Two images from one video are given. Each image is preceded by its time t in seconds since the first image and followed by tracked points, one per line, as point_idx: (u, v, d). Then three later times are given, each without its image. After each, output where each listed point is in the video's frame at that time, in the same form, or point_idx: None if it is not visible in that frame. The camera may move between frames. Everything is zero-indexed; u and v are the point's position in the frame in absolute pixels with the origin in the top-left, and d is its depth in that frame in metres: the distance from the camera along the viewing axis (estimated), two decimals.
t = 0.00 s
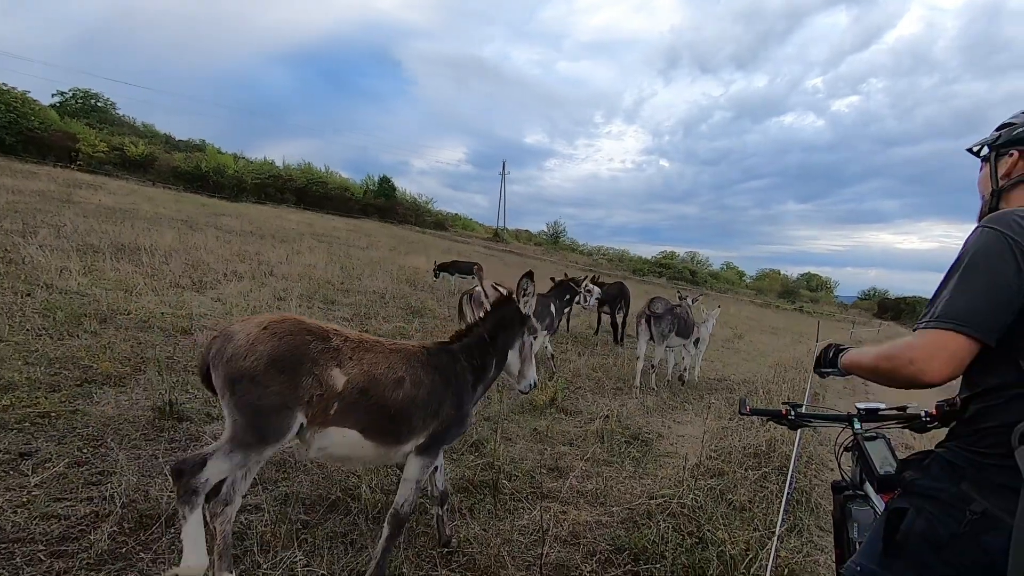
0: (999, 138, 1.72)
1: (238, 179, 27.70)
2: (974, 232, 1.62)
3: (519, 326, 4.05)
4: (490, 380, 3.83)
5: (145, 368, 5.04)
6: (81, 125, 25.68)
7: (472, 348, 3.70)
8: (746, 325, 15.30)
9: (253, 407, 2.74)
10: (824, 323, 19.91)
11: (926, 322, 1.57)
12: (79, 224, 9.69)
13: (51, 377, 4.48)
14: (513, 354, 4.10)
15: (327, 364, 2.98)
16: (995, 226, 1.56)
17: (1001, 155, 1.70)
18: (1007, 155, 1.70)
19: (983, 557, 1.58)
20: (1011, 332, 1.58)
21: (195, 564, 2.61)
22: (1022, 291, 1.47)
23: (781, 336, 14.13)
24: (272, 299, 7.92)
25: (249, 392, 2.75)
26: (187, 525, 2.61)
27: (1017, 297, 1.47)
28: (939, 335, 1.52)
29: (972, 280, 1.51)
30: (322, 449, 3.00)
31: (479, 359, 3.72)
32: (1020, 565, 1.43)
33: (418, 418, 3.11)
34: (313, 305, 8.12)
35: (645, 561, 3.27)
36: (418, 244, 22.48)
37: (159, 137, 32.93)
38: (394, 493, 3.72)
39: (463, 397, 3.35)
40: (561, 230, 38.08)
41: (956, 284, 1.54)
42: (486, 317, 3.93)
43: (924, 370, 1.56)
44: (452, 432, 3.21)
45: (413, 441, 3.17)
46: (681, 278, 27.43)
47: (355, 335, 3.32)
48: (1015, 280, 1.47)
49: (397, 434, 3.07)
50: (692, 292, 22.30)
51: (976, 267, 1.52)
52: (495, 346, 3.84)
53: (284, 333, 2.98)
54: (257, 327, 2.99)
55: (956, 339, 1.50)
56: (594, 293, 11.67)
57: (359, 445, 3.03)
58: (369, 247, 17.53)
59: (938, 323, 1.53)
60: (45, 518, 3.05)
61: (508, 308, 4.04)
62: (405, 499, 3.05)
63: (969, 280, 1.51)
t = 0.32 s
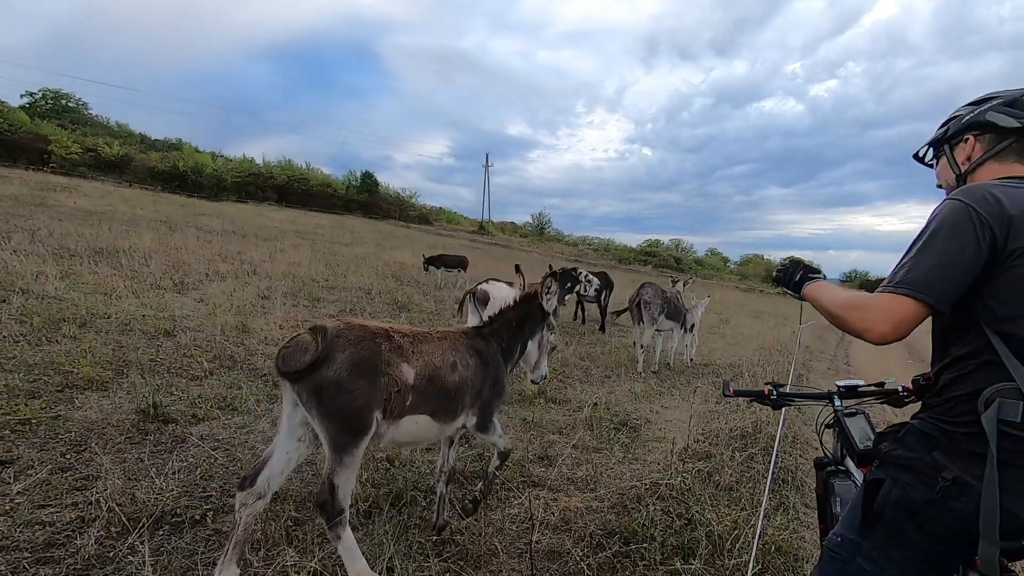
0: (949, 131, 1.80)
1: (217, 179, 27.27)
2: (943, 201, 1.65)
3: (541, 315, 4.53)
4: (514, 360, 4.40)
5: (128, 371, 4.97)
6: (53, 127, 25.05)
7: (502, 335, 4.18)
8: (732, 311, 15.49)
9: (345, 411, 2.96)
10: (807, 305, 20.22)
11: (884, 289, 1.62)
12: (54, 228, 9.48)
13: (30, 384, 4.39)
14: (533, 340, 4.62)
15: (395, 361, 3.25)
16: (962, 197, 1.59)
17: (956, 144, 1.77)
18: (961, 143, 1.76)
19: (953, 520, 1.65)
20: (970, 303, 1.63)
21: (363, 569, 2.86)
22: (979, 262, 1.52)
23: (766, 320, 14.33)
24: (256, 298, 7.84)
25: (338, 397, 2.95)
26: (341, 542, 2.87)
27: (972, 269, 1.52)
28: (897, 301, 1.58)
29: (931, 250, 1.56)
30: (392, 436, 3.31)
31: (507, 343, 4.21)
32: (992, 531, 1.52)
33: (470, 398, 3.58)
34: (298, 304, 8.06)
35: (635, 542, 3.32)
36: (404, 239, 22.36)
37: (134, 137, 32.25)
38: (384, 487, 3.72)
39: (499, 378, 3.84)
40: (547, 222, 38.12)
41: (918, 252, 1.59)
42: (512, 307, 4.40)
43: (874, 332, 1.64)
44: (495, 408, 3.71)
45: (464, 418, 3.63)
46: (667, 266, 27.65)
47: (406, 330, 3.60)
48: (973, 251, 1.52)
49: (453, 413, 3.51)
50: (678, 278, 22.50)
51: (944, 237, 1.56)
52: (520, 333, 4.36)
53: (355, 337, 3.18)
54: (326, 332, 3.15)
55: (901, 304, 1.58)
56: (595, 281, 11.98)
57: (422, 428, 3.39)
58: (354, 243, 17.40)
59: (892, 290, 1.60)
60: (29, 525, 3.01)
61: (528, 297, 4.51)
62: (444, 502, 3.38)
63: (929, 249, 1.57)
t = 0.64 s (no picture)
0: (901, 135, 1.92)
1: (197, 176, 26.83)
2: (917, 188, 1.69)
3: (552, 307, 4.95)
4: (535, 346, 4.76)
5: (111, 372, 4.90)
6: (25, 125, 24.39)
7: (524, 323, 4.55)
8: (718, 297, 15.68)
9: (423, 393, 3.13)
10: (791, 289, 20.49)
11: (903, 287, 1.61)
12: (29, 229, 9.27)
13: (8, 387, 4.31)
14: (555, 327, 4.95)
15: (460, 348, 3.47)
16: (933, 182, 1.63)
17: (911, 144, 1.87)
18: (914, 143, 1.87)
19: (932, 494, 1.68)
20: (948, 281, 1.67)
21: (361, 558, 2.85)
22: (963, 243, 1.54)
23: (751, 305, 14.52)
24: (240, 296, 7.76)
25: (418, 380, 3.12)
26: (357, 523, 2.86)
27: (961, 251, 1.54)
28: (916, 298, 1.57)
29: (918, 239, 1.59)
30: (450, 417, 3.53)
31: (528, 331, 4.57)
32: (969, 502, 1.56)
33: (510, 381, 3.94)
34: (283, 300, 8.00)
35: (626, 525, 3.36)
36: (390, 233, 22.22)
37: (110, 135, 31.52)
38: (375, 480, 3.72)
39: (528, 363, 4.22)
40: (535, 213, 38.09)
41: (911, 247, 1.62)
42: (525, 298, 4.78)
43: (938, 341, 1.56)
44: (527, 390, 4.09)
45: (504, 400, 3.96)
46: (654, 254, 27.84)
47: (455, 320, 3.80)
48: (954, 234, 1.55)
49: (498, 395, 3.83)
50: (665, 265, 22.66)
51: (927, 227, 1.60)
52: (538, 320, 4.75)
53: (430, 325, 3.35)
54: (404, 322, 3.31)
55: (931, 302, 1.55)
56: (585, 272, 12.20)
57: (476, 407, 3.67)
58: (340, 239, 17.27)
59: (910, 286, 1.60)
60: (13, 530, 2.96)
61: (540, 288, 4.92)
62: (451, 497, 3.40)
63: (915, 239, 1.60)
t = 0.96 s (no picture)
0: (867, 137, 1.99)
1: (180, 177, 26.46)
2: (884, 182, 1.71)
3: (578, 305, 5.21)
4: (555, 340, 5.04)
5: (94, 378, 4.83)
6: None
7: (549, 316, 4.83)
8: (705, 288, 15.84)
9: (466, 393, 3.43)
10: (777, 279, 20.75)
11: (870, 278, 1.64)
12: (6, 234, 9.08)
13: None
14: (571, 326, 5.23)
15: (494, 349, 3.73)
16: (899, 176, 1.66)
17: (878, 145, 1.94)
18: (881, 143, 1.93)
19: (908, 478, 1.70)
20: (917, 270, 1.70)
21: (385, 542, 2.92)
22: (928, 235, 1.56)
23: (738, 295, 14.70)
24: (226, 297, 7.69)
25: (462, 381, 3.42)
26: (387, 508, 2.98)
27: (928, 242, 1.57)
28: (881, 286, 1.60)
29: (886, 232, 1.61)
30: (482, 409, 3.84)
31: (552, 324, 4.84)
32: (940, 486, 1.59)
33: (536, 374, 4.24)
34: (269, 301, 7.93)
35: (616, 517, 3.39)
36: (378, 231, 22.11)
37: (88, 136, 30.93)
38: (365, 479, 3.71)
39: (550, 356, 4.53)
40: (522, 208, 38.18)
41: (879, 238, 1.63)
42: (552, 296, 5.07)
43: (905, 327, 1.59)
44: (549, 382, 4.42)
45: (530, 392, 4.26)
46: (641, 247, 28.01)
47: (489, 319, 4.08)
48: (919, 225, 1.57)
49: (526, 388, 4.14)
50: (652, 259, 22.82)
51: (893, 218, 1.62)
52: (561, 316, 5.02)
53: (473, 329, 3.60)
54: (451, 327, 3.53)
55: (897, 289, 1.58)
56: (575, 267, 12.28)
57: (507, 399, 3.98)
58: (326, 238, 17.14)
59: (876, 277, 1.62)
60: None
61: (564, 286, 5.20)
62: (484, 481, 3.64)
63: (884, 233, 1.62)
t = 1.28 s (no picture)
0: (848, 126, 2.00)
1: (165, 179, 26.15)
2: (863, 176, 1.74)
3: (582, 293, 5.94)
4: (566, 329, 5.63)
5: (79, 383, 4.77)
6: None
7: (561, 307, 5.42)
8: (694, 284, 15.96)
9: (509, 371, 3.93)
10: (765, 274, 20.95)
11: (850, 271, 1.66)
12: None
13: None
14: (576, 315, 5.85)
15: (523, 333, 4.26)
16: (877, 170, 1.68)
17: (858, 135, 1.96)
18: (862, 133, 1.95)
19: (892, 468, 1.73)
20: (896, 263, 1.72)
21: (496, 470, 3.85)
22: (906, 229, 1.59)
23: (726, 290, 14.83)
24: (213, 300, 7.62)
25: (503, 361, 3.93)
26: (488, 459, 3.83)
27: (906, 235, 1.59)
28: (860, 278, 1.62)
29: (866, 227, 1.63)
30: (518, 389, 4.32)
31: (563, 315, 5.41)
32: (923, 475, 1.61)
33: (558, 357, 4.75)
34: (257, 303, 7.87)
35: (608, 512, 3.41)
36: (367, 231, 22.01)
37: (71, 139, 30.46)
38: (357, 479, 3.70)
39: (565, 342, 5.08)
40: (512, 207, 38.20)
41: (858, 231, 1.66)
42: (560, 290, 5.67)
43: (885, 318, 1.62)
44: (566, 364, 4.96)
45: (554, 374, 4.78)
46: (631, 244, 28.15)
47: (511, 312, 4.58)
48: (897, 220, 1.60)
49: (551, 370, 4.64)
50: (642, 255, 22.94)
51: (871, 212, 1.65)
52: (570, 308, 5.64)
53: (503, 316, 4.15)
54: (485, 314, 4.08)
55: (875, 281, 1.60)
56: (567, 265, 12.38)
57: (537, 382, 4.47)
58: (315, 238, 17.03)
59: (855, 270, 1.64)
60: None
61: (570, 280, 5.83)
62: (536, 438, 4.18)
63: (862, 227, 1.65)
